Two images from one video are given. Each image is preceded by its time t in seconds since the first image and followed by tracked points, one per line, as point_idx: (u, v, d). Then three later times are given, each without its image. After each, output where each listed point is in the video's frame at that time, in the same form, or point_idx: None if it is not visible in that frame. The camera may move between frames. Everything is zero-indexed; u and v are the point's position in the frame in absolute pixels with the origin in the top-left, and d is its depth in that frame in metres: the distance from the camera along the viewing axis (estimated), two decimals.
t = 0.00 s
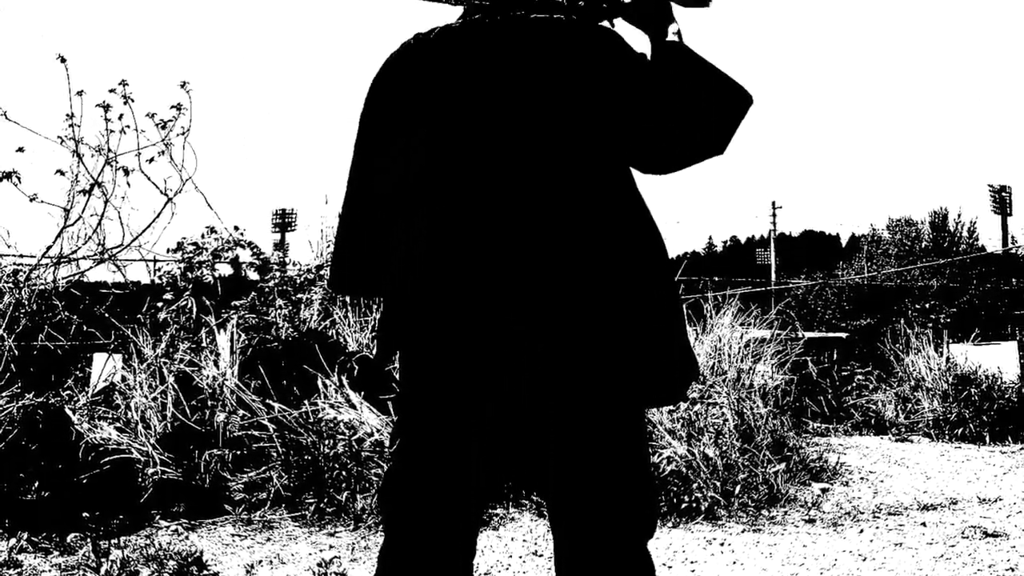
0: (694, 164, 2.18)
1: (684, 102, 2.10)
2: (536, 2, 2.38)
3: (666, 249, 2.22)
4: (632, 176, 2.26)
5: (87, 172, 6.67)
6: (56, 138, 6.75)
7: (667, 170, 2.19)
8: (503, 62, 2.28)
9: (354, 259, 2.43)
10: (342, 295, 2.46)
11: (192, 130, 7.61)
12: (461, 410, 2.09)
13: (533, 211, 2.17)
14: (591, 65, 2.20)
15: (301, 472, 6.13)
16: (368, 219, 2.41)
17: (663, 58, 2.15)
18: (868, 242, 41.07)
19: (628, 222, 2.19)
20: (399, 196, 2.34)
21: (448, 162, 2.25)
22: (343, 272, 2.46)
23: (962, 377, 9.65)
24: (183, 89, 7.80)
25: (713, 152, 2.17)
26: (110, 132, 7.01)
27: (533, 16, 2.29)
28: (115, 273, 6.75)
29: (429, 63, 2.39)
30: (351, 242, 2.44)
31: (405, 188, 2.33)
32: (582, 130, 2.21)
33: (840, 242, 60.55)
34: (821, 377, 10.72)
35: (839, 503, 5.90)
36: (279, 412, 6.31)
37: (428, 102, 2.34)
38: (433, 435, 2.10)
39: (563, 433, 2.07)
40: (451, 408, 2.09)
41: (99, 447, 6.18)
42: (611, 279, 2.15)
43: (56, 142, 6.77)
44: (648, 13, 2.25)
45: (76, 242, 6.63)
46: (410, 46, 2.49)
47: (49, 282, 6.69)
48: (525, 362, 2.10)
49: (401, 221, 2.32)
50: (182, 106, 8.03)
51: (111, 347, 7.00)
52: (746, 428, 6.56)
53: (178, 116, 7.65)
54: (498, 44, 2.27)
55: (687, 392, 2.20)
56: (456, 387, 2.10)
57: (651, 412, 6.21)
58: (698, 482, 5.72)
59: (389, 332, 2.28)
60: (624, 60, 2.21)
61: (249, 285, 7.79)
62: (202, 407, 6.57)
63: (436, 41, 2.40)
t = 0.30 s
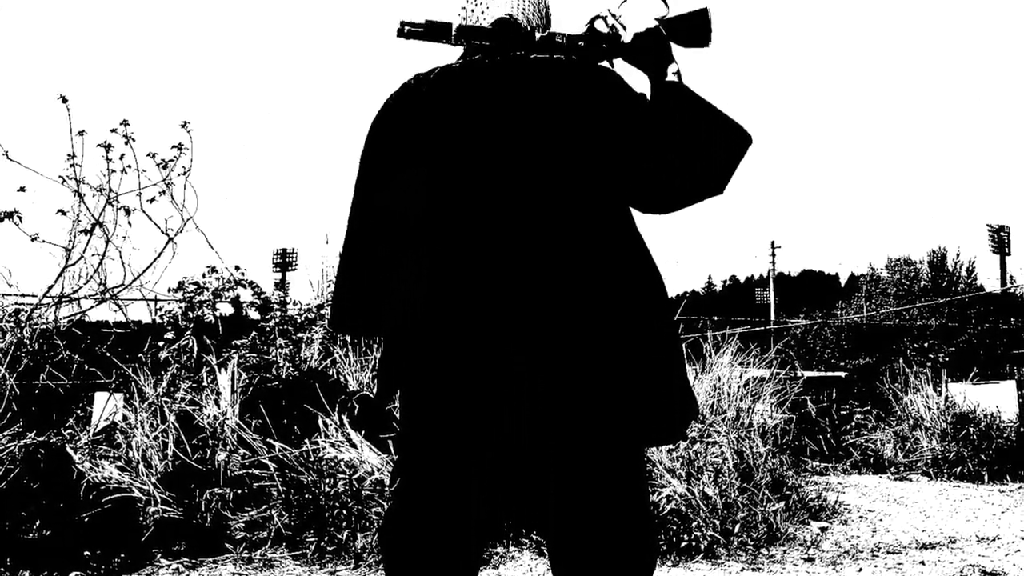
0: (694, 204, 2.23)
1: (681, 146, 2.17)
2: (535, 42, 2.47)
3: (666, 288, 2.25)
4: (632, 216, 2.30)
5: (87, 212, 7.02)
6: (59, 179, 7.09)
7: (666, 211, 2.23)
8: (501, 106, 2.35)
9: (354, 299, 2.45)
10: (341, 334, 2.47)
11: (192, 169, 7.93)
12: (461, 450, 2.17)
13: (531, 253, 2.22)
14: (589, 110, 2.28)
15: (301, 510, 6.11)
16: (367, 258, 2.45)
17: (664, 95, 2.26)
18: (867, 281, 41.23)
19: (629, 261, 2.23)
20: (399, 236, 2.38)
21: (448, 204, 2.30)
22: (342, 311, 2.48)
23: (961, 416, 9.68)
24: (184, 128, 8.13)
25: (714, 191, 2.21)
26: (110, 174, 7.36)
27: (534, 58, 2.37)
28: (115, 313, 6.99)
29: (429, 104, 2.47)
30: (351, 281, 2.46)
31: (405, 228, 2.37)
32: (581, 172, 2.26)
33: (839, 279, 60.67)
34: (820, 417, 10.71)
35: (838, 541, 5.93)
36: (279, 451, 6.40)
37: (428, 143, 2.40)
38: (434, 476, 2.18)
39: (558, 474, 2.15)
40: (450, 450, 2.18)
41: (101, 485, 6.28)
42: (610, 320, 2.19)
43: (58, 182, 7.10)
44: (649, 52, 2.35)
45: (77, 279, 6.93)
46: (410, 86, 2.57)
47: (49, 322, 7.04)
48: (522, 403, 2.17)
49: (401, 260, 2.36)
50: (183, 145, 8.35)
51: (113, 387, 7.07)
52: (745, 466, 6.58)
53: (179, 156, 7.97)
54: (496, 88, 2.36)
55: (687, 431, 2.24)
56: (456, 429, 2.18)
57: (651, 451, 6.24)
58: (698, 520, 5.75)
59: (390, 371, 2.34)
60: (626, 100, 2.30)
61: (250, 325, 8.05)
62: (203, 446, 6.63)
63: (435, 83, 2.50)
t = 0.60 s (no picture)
0: (692, 243, 2.33)
1: (680, 186, 2.27)
2: (536, 81, 2.54)
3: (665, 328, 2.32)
4: (631, 255, 2.38)
5: (88, 251, 7.78)
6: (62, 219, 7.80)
7: (665, 251, 2.33)
8: (505, 150, 2.42)
9: (354, 338, 2.39)
10: (342, 373, 2.42)
11: (191, 210, 8.61)
12: (460, 486, 2.26)
13: (535, 293, 2.29)
14: (588, 151, 2.39)
15: (301, 549, 6.02)
16: (369, 296, 2.41)
17: (662, 134, 2.35)
18: (866, 320, 41.32)
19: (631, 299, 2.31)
20: (403, 276, 2.37)
21: (453, 245, 2.36)
22: (343, 351, 2.42)
23: (959, 455, 9.73)
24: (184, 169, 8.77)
25: (711, 231, 2.31)
26: (112, 213, 8.05)
27: (534, 98, 2.46)
28: (115, 350, 7.84)
29: (433, 145, 2.49)
30: (351, 319, 2.41)
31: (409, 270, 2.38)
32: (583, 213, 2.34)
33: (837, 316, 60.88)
34: (819, 454, 10.98)
35: None
36: (280, 490, 6.41)
37: (432, 184, 2.44)
38: (428, 512, 2.29)
39: (557, 509, 2.25)
40: (445, 484, 2.27)
41: (102, 524, 6.39)
42: (610, 358, 2.27)
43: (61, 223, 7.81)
44: (648, 92, 2.43)
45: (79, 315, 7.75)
46: (410, 125, 2.59)
47: (53, 360, 7.23)
48: (521, 441, 2.24)
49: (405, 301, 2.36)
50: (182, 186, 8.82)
51: (114, 425, 7.24)
52: (745, 504, 6.62)
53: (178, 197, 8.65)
54: (500, 131, 2.42)
55: (683, 469, 2.32)
56: (452, 466, 2.26)
57: (651, 489, 6.24)
58: (697, 558, 5.90)
59: (391, 408, 2.36)
60: (626, 138, 2.41)
61: (250, 363, 8.25)
62: (203, 485, 6.68)
63: (438, 125, 2.53)
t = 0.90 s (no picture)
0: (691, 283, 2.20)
1: (675, 226, 2.14)
2: (535, 121, 2.40)
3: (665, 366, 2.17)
4: (631, 295, 2.23)
5: (89, 291, 7.77)
6: (63, 258, 7.81)
7: (661, 291, 2.18)
8: (504, 187, 2.28)
9: (355, 376, 2.33)
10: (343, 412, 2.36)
11: (191, 249, 8.57)
12: (459, 530, 2.13)
13: (537, 331, 2.17)
14: (591, 191, 2.22)
15: None
16: (370, 339, 2.32)
17: (659, 177, 2.19)
18: (864, 359, 41.43)
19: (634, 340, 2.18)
20: (406, 317, 2.28)
21: (453, 285, 2.24)
22: (343, 390, 2.37)
23: (957, 494, 9.69)
24: (184, 209, 8.81)
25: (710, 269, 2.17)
26: (114, 253, 8.09)
27: (534, 138, 2.31)
28: (114, 388, 7.68)
29: (433, 184, 2.36)
30: (353, 362, 2.33)
31: (412, 309, 2.27)
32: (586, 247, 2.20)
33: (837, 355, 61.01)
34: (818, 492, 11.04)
35: None
36: (279, 528, 6.42)
37: (432, 224, 2.32)
38: (428, 557, 2.18)
39: (557, 550, 2.08)
40: (443, 527, 2.15)
41: (103, 562, 6.45)
42: (616, 398, 2.14)
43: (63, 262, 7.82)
44: (648, 132, 2.26)
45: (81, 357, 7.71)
46: (411, 165, 2.47)
47: (53, 399, 7.12)
48: (521, 469, 2.11)
49: (406, 344, 2.26)
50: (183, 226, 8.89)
51: (115, 464, 7.32)
52: (744, 542, 6.72)
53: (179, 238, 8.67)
54: (503, 171, 2.28)
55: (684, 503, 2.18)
56: (452, 510, 2.14)
57: (649, 527, 6.36)
58: None
59: (390, 448, 2.26)
60: (624, 179, 2.26)
61: (251, 403, 8.18)
62: (204, 523, 6.76)
63: (437, 163, 2.40)
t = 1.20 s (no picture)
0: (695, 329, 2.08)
1: (682, 260, 2.02)
2: (536, 160, 2.29)
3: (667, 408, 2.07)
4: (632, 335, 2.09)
5: (92, 331, 7.54)
6: (61, 296, 7.65)
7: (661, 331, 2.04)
8: (507, 225, 2.15)
9: (357, 416, 2.17)
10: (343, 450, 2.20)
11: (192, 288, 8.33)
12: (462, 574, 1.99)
13: (543, 372, 2.03)
14: (596, 233, 2.11)
15: None
16: (367, 381, 2.19)
17: (658, 218, 2.06)
18: (863, 397, 41.45)
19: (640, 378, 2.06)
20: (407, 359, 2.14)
21: (455, 326, 2.11)
22: (344, 428, 2.21)
23: (956, 532, 9.90)
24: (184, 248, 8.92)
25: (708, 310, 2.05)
26: (115, 291, 7.84)
27: (534, 177, 2.21)
28: (116, 429, 7.62)
29: (435, 223, 2.24)
30: (353, 404, 2.19)
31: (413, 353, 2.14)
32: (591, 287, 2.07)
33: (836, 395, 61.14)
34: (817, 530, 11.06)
35: None
36: (279, 564, 6.57)
37: (433, 263, 2.19)
38: None
39: None
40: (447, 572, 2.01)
41: None
42: (624, 441, 2.01)
43: (61, 300, 7.65)
44: (648, 171, 2.12)
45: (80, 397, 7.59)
46: (412, 204, 2.35)
47: (54, 438, 7.09)
48: (523, 510, 1.98)
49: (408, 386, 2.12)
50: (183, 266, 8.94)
51: (116, 502, 7.35)
52: None
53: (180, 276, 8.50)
54: (508, 203, 2.15)
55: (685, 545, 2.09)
56: (452, 549, 2.00)
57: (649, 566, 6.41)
58: None
59: (389, 485, 2.12)
60: (625, 221, 2.14)
61: (251, 441, 8.25)
62: (205, 561, 7.07)
63: (438, 203, 2.28)
